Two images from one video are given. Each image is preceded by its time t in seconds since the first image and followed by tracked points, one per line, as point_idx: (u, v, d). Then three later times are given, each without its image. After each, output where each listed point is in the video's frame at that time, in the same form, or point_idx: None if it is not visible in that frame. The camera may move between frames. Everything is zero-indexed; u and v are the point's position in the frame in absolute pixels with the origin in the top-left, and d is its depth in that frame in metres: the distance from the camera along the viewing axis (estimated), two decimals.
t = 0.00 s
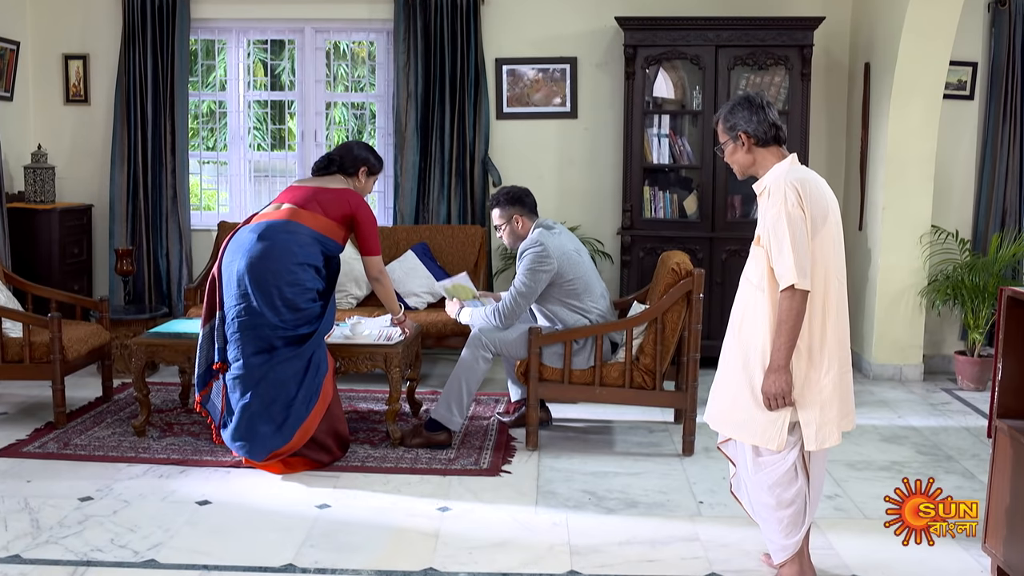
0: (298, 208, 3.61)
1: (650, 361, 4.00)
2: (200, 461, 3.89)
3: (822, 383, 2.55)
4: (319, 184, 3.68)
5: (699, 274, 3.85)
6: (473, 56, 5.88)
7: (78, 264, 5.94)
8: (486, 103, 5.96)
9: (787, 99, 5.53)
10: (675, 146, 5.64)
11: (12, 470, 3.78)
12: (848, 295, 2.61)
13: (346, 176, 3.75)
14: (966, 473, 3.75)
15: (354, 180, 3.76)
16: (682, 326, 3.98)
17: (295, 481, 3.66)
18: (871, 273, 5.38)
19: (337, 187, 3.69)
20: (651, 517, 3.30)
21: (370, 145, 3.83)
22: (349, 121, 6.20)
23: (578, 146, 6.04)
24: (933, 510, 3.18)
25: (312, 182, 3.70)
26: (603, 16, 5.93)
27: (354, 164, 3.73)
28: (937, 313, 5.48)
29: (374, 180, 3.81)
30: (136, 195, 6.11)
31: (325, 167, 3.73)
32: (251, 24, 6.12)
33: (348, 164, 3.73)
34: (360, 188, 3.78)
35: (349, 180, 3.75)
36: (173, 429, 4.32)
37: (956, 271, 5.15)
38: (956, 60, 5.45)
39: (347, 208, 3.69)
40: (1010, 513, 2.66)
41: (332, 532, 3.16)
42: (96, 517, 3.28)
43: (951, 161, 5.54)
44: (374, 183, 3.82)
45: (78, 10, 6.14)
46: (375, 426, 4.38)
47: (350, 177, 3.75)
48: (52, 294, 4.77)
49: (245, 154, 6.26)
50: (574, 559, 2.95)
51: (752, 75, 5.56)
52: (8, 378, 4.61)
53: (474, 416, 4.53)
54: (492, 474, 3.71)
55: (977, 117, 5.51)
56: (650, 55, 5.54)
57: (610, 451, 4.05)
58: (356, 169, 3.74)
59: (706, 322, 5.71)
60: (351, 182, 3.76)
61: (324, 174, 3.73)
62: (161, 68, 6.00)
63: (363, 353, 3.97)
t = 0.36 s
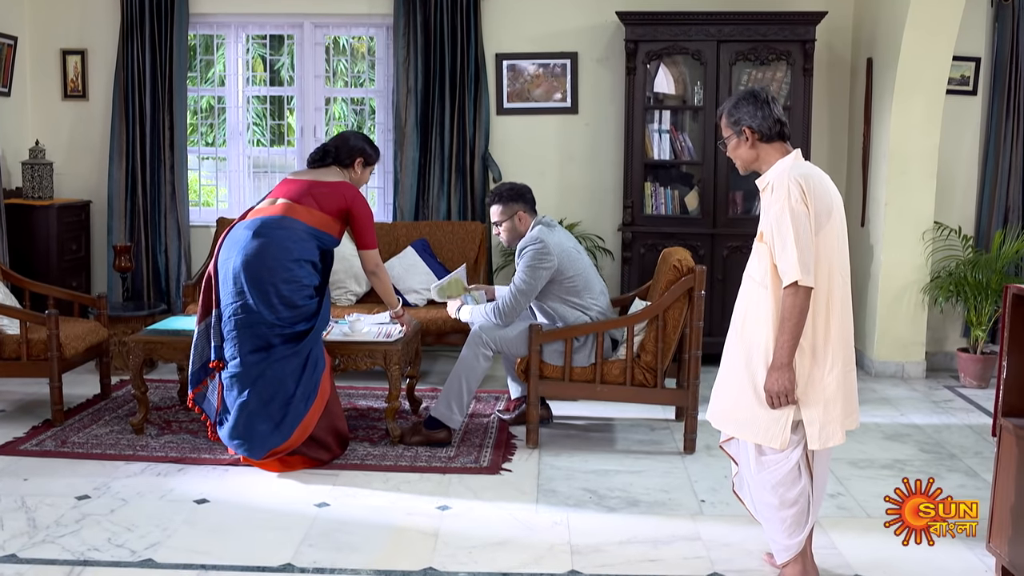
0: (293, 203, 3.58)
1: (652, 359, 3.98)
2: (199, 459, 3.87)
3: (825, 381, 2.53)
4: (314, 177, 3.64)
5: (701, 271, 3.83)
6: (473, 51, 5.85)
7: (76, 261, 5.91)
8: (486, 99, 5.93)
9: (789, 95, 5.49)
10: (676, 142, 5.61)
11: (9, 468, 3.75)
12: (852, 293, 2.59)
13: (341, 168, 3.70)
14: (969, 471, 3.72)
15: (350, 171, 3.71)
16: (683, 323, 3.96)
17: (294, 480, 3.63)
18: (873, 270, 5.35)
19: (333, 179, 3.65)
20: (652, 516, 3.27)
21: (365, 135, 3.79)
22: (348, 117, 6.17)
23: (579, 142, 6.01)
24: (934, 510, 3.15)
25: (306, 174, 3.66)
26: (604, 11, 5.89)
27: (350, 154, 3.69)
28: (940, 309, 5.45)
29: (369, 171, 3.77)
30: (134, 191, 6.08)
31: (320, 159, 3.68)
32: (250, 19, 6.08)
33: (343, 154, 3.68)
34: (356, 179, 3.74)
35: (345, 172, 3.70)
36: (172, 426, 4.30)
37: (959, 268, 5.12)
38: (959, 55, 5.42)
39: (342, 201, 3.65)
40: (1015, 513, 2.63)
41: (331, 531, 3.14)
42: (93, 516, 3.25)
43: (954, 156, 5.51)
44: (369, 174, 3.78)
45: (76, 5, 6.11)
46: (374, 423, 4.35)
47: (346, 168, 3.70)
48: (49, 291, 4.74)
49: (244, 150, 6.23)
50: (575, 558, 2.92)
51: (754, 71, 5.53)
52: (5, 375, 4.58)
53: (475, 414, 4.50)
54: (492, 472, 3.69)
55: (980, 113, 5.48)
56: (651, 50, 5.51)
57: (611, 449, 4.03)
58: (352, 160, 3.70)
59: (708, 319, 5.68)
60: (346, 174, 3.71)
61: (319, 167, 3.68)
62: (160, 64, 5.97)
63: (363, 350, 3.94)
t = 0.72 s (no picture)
0: (289, 201, 3.55)
1: (654, 357, 3.95)
2: (198, 457, 3.85)
3: (830, 380, 2.50)
4: (310, 174, 3.61)
5: (704, 269, 3.81)
6: (475, 47, 5.82)
7: (76, 258, 5.89)
8: (488, 95, 5.90)
9: (792, 91, 5.46)
10: (678, 138, 5.58)
11: (7, 466, 3.73)
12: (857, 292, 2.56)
13: (337, 163, 3.67)
14: (974, 470, 3.70)
15: (346, 167, 3.69)
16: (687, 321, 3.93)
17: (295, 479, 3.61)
18: (876, 267, 5.32)
19: (329, 175, 3.62)
20: (655, 516, 3.25)
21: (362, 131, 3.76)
22: (349, 114, 6.15)
23: (581, 138, 5.98)
24: (934, 509, 3.10)
25: (303, 170, 3.63)
26: (606, 6, 5.86)
27: (347, 150, 3.66)
28: (944, 307, 5.42)
29: (365, 167, 3.74)
30: (134, 188, 6.06)
31: (316, 155, 3.65)
32: (251, 15, 6.06)
33: (340, 150, 3.65)
34: (352, 175, 3.72)
35: (341, 167, 3.68)
36: (171, 425, 4.28)
37: (963, 266, 5.09)
38: (963, 52, 5.39)
39: (339, 198, 3.62)
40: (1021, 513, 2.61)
41: (331, 531, 3.12)
42: (92, 515, 3.23)
43: (958, 154, 5.48)
44: (366, 171, 3.75)
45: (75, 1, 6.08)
46: (375, 421, 4.33)
47: (342, 164, 3.68)
48: (49, 289, 4.72)
49: (245, 147, 6.21)
50: (577, 558, 2.90)
51: (757, 67, 5.50)
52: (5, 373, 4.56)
53: (476, 412, 4.48)
54: (494, 471, 3.67)
55: (984, 109, 5.44)
56: (654, 46, 5.48)
57: (613, 448, 4.01)
58: (348, 155, 3.67)
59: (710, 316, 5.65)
60: (342, 170, 3.68)
61: (316, 163, 3.65)
62: (160, 60, 5.94)
63: (364, 348, 3.91)
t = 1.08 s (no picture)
0: (285, 194, 3.51)
1: (657, 355, 3.93)
2: (199, 456, 3.83)
3: (833, 378, 2.48)
4: (306, 162, 3.57)
5: (707, 266, 3.80)
6: (476, 44, 5.79)
7: (77, 255, 5.88)
8: (490, 91, 5.88)
9: (795, 88, 5.44)
10: (680, 135, 5.56)
11: (7, 464, 3.72)
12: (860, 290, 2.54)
13: (334, 150, 3.64)
14: (978, 470, 3.67)
15: (344, 153, 3.65)
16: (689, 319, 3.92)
17: (295, 477, 3.59)
18: (880, 265, 5.30)
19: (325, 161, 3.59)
20: (657, 515, 3.23)
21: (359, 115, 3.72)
22: (351, 110, 6.13)
23: (583, 135, 5.96)
24: (934, 510, 3.07)
25: (299, 158, 3.59)
26: (609, 2, 5.84)
27: (341, 136, 3.63)
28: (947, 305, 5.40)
29: (364, 151, 3.70)
30: (135, 185, 6.04)
31: (311, 143, 3.62)
32: (252, 11, 6.03)
33: (335, 136, 3.62)
34: (350, 160, 3.68)
35: (338, 154, 3.65)
36: (172, 423, 4.26)
37: (967, 264, 5.07)
38: (968, 48, 5.37)
39: (335, 183, 3.57)
40: None
41: (331, 530, 3.10)
42: (91, 514, 3.22)
43: (962, 151, 5.46)
44: (364, 155, 3.71)
45: None
46: (376, 419, 4.31)
47: (339, 150, 3.64)
48: (50, 286, 4.70)
49: (245, 144, 6.18)
50: (579, 558, 2.88)
51: (760, 64, 5.47)
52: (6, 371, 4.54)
53: (478, 410, 4.46)
54: (495, 470, 3.65)
55: (989, 106, 5.42)
56: (656, 43, 5.46)
57: (616, 446, 3.99)
58: (344, 141, 3.64)
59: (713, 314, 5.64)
60: (340, 155, 3.65)
61: (311, 150, 3.62)
62: (161, 56, 5.92)
63: (366, 346, 3.89)
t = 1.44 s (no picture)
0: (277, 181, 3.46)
1: (659, 355, 3.91)
2: (200, 455, 3.82)
3: (835, 379, 2.46)
4: (295, 144, 3.49)
5: (710, 266, 3.78)
6: (478, 43, 5.78)
7: (78, 254, 5.87)
8: (492, 90, 5.86)
9: (798, 87, 5.42)
10: (683, 134, 5.54)
11: (7, 464, 3.71)
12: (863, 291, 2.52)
13: (326, 125, 3.54)
14: (982, 470, 3.66)
15: (336, 127, 3.55)
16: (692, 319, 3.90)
17: (296, 477, 3.58)
18: (883, 264, 5.28)
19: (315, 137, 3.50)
20: (659, 515, 3.22)
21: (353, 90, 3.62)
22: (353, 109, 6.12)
23: (586, 134, 5.94)
24: (935, 510, 3.08)
25: (292, 137, 3.52)
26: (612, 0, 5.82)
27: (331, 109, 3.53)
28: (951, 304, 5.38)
29: (357, 125, 3.60)
30: (136, 184, 6.02)
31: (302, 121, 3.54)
32: (253, 10, 6.02)
33: (326, 110, 3.52)
34: (344, 134, 3.58)
35: (330, 128, 3.55)
36: (173, 422, 4.25)
37: (971, 263, 5.05)
38: (971, 47, 5.35)
39: (328, 165, 3.49)
40: None
41: (332, 531, 3.09)
42: (91, 514, 3.20)
43: (966, 150, 5.44)
44: (358, 129, 3.60)
45: None
46: (378, 419, 4.30)
47: (331, 124, 3.55)
48: (50, 285, 4.69)
49: (247, 142, 6.17)
50: (581, 559, 2.87)
51: (763, 62, 5.45)
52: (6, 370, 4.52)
53: (480, 410, 4.45)
54: (497, 470, 3.63)
55: (992, 105, 5.40)
56: (659, 41, 5.44)
57: (618, 446, 3.97)
58: (336, 115, 3.54)
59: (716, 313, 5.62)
60: (332, 129, 3.55)
61: (303, 127, 3.54)
62: (162, 55, 5.91)
63: (367, 346, 3.88)
